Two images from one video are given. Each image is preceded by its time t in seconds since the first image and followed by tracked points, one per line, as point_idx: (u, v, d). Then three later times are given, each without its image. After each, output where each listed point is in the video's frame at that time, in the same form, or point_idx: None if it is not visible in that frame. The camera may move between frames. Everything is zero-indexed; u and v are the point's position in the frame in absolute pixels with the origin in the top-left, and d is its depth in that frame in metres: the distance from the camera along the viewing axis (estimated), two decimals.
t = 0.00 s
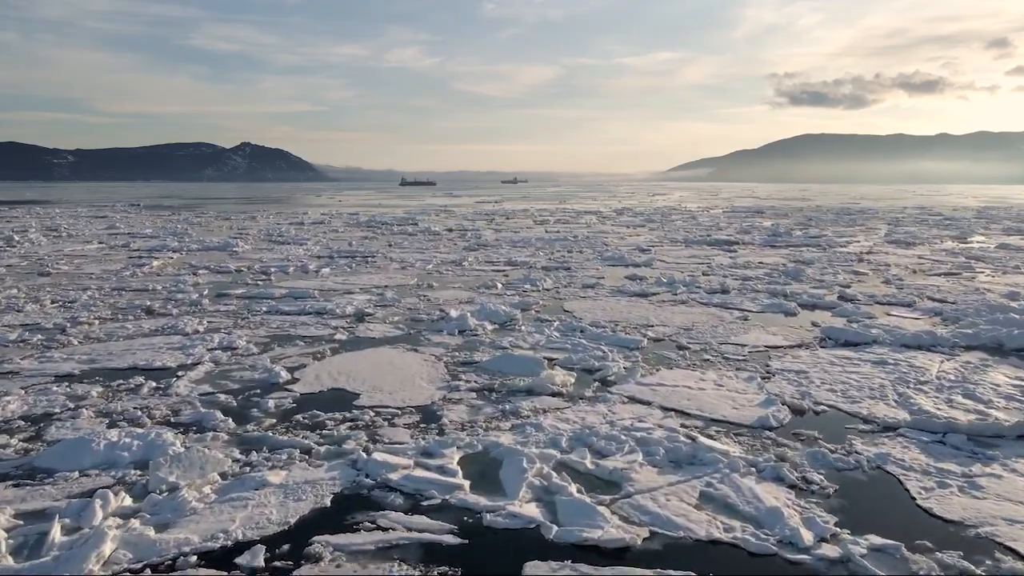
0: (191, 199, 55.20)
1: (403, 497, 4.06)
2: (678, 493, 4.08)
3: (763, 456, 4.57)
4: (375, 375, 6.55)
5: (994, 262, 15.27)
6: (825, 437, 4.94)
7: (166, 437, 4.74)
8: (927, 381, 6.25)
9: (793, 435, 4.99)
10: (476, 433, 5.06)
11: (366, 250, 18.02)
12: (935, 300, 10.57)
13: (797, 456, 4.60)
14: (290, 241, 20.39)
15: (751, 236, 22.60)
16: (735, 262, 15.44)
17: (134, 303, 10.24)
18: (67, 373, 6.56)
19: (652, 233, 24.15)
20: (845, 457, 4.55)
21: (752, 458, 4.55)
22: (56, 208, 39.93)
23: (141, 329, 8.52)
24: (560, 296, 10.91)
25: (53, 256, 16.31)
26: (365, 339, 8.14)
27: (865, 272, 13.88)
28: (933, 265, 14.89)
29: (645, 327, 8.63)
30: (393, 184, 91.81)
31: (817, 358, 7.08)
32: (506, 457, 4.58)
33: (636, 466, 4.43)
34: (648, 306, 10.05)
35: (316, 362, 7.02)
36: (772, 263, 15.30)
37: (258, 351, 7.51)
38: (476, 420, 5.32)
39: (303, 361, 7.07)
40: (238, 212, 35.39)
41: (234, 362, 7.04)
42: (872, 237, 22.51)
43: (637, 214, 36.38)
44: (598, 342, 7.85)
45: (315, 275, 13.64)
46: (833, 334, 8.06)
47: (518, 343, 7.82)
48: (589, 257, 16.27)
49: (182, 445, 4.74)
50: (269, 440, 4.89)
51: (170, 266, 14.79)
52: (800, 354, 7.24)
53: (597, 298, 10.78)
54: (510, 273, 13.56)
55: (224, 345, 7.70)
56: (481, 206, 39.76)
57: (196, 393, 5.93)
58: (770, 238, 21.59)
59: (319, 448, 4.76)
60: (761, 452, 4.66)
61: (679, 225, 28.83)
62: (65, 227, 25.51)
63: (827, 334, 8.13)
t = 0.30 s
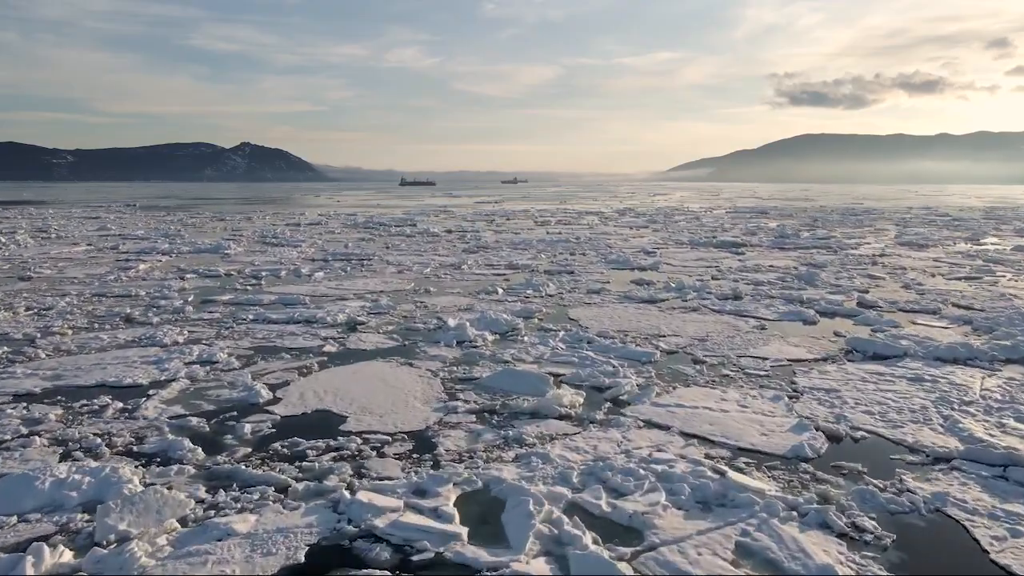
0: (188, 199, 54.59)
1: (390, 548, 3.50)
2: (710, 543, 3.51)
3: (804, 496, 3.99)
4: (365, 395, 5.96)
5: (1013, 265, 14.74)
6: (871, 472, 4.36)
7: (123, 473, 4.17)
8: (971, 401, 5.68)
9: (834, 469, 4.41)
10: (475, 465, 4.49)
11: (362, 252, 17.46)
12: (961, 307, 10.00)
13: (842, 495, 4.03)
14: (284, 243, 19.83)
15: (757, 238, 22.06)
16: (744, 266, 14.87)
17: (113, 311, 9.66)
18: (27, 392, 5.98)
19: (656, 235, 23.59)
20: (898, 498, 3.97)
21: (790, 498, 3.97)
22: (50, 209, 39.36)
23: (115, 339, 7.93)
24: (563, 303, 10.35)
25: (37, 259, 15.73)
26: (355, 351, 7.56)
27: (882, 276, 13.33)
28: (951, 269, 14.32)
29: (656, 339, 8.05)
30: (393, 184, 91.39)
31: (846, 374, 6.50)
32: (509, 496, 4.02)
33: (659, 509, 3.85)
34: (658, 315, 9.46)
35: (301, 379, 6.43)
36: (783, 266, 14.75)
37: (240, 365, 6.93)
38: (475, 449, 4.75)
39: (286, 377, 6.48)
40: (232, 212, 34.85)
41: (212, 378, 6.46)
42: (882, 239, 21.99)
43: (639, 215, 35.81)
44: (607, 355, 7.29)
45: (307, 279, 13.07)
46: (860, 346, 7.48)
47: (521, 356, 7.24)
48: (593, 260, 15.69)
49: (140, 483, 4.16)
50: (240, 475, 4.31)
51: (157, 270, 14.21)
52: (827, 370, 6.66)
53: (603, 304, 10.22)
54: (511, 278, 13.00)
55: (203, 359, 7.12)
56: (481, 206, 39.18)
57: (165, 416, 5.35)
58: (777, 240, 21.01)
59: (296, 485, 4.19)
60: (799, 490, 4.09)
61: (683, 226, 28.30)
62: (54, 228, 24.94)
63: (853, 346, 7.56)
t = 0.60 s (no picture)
0: (186, 199, 54.09)
1: None
2: None
3: (851, 542, 3.48)
4: (354, 415, 5.46)
5: None
6: (922, 510, 3.86)
7: (73, 513, 3.67)
8: (1020, 423, 5.17)
9: (880, 506, 3.91)
10: (475, 501, 3.99)
11: (358, 254, 16.96)
12: (987, 315, 9.48)
13: (894, 540, 3.52)
14: (279, 245, 19.32)
15: (764, 239, 21.56)
16: (753, 269, 14.36)
17: (93, 318, 9.15)
18: None
19: (660, 236, 23.09)
20: (959, 544, 3.46)
21: (835, 544, 3.46)
22: (43, 209, 38.94)
23: (90, 351, 7.42)
24: (568, 309, 9.85)
25: (22, 262, 15.23)
26: (346, 364, 7.04)
27: (898, 279, 12.83)
28: (968, 272, 13.82)
29: (668, 349, 7.54)
30: (392, 183, 90.94)
31: (877, 390, 5.98)
32: (514, 541, 3.51)
33: (687, 559, 3.35)
34: (668, 323, 8.95)
35: (285, 396, 5.92)
36: (794, 270, 14.25)
37: (220, 380, 6.41)
38: (475, 481, 4.25)
39: (269, 394, 5.97)
40: (228, 213, 34.35)
41: (189, 396, 5.95)
42: (891, 240, 21.51)
43: (641, 216, 35.31)
44: (616, 369, 6.78)
45: (300, 283, 12.57)
46: (888, 357, 6.97)
47: (523, 370, 6.72)
48: (597, 263, 15.19)
49: (92, 526, 3.66)
50: (208, 514, 3.80)
51: (145, 273, 13.71)
52: (855, 386, 6.15)
53: (609, 311, 9.72)
54: (512, 282, 12.50)
55: (181, 373, 6.60)
56: (481, 206, 38.68)
57: (132, 442, 4.85)
58: (784, 242, 20.50)
59: (271, 527, 3.68)
60: (845, 534, 3.58)
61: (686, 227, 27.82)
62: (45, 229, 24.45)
63: (880, 358, 7.05)
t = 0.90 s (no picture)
0: (183, 199, 53.52)
1: None
2: None
3: None
4: (339, 442, 4.89)
5: None
6: (1000, 568, 3.31)
7: None
8: None
9: (949, 562, 3.36)
10: (475, 555, 3.42)
11: (354, 257, 16.39)
12: (1020, 324, 8.89)
13: None
14: (273, 247, 18.76)
15: (771, 241, 21.01)
16: (765, 273, 13.78)
17: (67, 327, 8.55)
18: None
19: (664, 238, 22.54)
20: None
21: None
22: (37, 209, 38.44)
23: (56, 365, 6.83)
24: (573, 318, 9.28)
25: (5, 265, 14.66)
26: (333, 380, 6.46)
27: (917, 284, 12.27)
28: (989, 276, 13.26)
29: (684, 363, 6.97)
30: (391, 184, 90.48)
31: (919, 413, 5.40)
32: None
33: None
34: (680, 332, 8.37)
35: (263, 420, 5.33)
36: (807, 273, 13.68)
37: (194, 401, 5.83)
38: (475, 528, 3.68)
39: (246, 418, 5.38)
40: (224, 214, 33.78)
41: (157, 419, 5.37)
42: (902, 241, 20.96)
43: (644, 216, 34.72)
44: (627, 387, 6.20)
45: (292, 288, 12.00)
46: (925, 373, 6.38)
47: (527, 388, 6.13)
48: (601, 266, 14.60)
49: None
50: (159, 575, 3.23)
51: (130, 277, 13.13)
52: (894, 406, 5.57)
53: (617, 320, 9.14)
54: (514, 287, 11.94)
55: (152, 392, 6.02)
56: (480, 206, 38.28)
57: (85, 478, 4.27)
58: (793, 243, 19.92)
59: None
60: None
61: (691, 228, 27.27)
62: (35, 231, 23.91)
63: (916, 374, 6.47)
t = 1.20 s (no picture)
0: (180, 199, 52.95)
1: None
2: None
3: None
4: (323, 472, 4.39)
5: None
6: None
7: None
8: None
9: None
10: None
11: (350, 259, 15.86)
12: None
13: None
14: (267, 248, 18.23)
15: (779, 242, 20.52)
16: (775, 277, 13.26)
17: (40, 337, 8.04)
18: None
19: (668, 239, 22.03)
20: None
21: None
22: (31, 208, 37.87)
23: (21, 381, 6.32)
24: (578, 326, 8.78)
25: None
26: (320, 397, 5.95)
27: (935, 288, 11.78)
28: (1010, 279, 12.77)
29: (699, 378, 6.46)
30: (391, 183, 89.95)
31: (965, 437, 4.89)
32: None
33: None
34: (693, 343, 7.86)
35: (240, 445, 4.82)
36: (820, 277, 13.18)
37: (167, 421, 5.32)
38: None
39: (221, 442, 4.87)
40: (219, 215, 33.20)
41: (123, 444, 4.86)
42: (913, 243, 20.47)
43: (646, 217, 34.19)
44: (640, 405, 5.71)
45: (283, 293, 11.48)
46: (964, 390, 5.86)
47: (531, 407, 5.62)
48: (605, 270, 14.07)
49: None
50: None
51: (115, 281, 12.61)
52: (936, 429, 5.05)
53: (625, 329, 8.65)
54: (515, 292, 11.44)
55: (122, 412, 5.51)
56: (480, 206, 37.76)
57: (31, 518, 3.77)
58: (801, 245, 19.43)
59: None
60: None
61: (695, 229, 26.78)
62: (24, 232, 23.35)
63: (953, 390, 5.95)
